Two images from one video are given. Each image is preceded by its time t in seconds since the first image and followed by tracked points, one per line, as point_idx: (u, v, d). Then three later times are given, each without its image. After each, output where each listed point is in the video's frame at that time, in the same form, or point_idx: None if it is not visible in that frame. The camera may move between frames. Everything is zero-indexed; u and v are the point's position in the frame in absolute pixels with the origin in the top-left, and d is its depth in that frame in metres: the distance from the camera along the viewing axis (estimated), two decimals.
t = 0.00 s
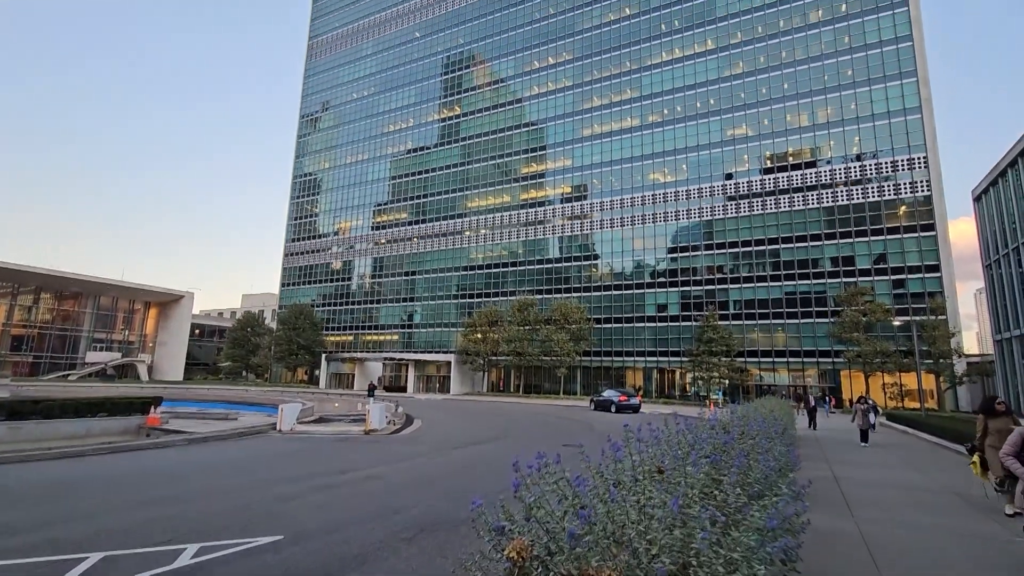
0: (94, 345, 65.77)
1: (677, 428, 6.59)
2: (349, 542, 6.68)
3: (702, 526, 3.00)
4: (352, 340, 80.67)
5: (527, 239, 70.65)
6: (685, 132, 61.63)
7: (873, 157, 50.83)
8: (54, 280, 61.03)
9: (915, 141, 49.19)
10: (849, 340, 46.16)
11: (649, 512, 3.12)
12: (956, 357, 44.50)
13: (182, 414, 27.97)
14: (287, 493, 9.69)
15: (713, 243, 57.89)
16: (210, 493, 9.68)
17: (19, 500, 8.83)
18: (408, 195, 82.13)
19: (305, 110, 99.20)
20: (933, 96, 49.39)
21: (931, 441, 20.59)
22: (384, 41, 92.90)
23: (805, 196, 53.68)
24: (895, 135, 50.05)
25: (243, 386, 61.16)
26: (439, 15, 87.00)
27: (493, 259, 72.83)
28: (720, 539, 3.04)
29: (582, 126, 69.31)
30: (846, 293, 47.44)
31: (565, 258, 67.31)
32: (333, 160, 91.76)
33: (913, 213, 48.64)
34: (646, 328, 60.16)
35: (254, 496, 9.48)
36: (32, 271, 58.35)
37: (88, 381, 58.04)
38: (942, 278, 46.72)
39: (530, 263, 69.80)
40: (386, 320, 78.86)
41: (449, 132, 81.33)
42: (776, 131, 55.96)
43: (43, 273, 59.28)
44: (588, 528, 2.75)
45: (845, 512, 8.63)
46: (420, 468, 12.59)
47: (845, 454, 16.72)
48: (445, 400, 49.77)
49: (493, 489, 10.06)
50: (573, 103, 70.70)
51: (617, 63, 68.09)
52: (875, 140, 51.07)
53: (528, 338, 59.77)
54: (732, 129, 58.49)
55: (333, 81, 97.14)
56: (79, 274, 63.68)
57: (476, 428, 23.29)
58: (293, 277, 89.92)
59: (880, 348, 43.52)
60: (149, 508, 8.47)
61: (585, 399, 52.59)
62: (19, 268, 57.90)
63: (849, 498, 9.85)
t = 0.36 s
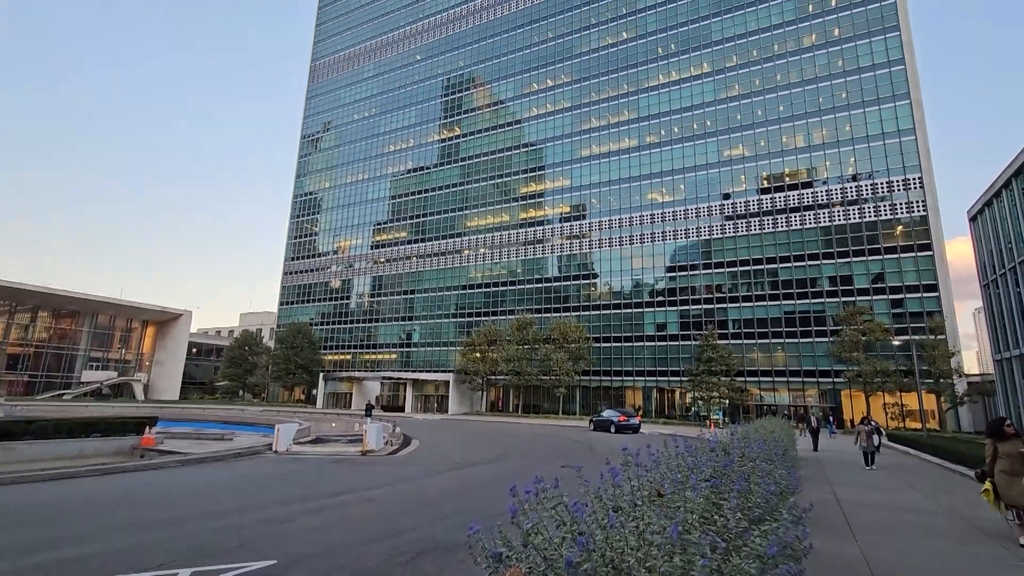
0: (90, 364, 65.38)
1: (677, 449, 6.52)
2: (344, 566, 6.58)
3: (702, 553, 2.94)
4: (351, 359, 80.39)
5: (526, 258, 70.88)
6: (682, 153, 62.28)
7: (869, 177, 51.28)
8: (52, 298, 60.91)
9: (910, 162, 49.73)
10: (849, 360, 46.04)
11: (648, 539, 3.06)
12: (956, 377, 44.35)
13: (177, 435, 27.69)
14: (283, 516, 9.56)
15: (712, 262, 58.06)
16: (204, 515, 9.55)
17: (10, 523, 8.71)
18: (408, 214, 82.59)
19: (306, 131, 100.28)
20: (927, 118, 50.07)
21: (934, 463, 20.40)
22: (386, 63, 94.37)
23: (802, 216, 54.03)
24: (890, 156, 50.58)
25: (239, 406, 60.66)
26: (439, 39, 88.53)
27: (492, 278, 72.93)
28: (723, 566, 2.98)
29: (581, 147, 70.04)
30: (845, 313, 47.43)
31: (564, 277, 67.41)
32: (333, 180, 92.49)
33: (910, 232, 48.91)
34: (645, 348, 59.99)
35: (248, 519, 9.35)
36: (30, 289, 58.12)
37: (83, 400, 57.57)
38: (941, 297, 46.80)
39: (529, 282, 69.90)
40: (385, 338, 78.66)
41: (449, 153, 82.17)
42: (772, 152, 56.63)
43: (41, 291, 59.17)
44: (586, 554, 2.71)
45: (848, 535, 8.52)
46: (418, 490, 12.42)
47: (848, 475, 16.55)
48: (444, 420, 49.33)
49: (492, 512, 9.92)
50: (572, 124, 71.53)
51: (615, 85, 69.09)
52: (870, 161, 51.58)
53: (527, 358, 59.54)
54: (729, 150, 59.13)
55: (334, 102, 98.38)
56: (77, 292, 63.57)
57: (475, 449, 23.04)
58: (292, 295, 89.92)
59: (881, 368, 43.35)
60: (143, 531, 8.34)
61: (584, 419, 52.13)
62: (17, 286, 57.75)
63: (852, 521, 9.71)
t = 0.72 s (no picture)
0: (85, 385, 64.80)
1: (675, 475, 6.39)
2: None
3: None
4: (348, 380, 79.88)
5: (524, 278, 70.97)
6: (680, 175, 62.87)
7: (865, 200, 51.69)
8: (49, 319, 60.63)
9: (905, 185, 50.19)
10: (849, 381, 45.78)
11: (646, 570, 2.97)
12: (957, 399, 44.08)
13: (171, 457, 27.28)
14: (277, 542, 9.36)
15: (711, 283, 58.10)
16: (197, 541, 9.35)
17: None
18: (407, 235, 82.90)
19: (307, 152, 101.27)
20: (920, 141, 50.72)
21: (939, 487, 20.03)
22: (387, 87, 95.79)
23: (799, 237, 54.30)
24: (885, 178, 51.09)
25: (235, 429, 60.00)
26: (440, 63, 90.03)
27: (491, 298, 72.94)
28: None
29: (579, 169, 70.69)
30: (844, 334, 47.32)
31: (562, 298, 67.36)
32: (333, 201, 93.13)
33: (907, 253, 49.07)
34: (644, 369, 59.70)
35: (242, 544, 9.15)
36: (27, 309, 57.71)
37: (77, 422, 56.90)
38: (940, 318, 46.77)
39: (528, 303, 69.86)
40: (383, 359, 78.31)
41: (449, 175, 82.92)
42: (768, 174, 57.16)
43: (39, 311, 58.89)
44: None
45: (852, 562, 8.35)
46: (415, 515, 12.20)
47: (851, 500, 16.28)
48: (441, 442, 48.78)
49: (489, 538, 9.71)
50: (570, 146, 72.38)
51: (612, 108, 70.08)
52: (866, 184, 52.02)
53: (526, 379, 59.17)
54: (726, 172, 59.65)
55: (336, 124, 99.60)
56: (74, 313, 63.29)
57: (473, 472, 22.68)
58: (290, 316, 89.80)
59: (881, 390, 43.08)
60: (133, 557, 8.15)
61: (583, 442, 51.60)
62: (14, 307, 57.44)
63: (856, 547, 9.51)
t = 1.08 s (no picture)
0: (79, 408, 64.08)
1: (675, 504, 6.27)
2: None
3: None
4: (346, 404, 79.23)
5: (523, 301, 70.93)
6: (678, 199, 63.39)
7: (862, 223, 52.04)
8: (45, 340, 60.07)
9: (901, 209, 50.61)
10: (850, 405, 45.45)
11: None
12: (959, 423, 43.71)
13: (164, 483, 26.81)
14: (271, 570, 9.13)
15: (710, 306, 58.05)
16: (188, 570, 9.10)
17: None
18: (407, 257, 83.11)
19: (308, 175, 102.23)
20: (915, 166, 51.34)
21: (945, 514, 19.70)
22: (388, 112, 97.19)
23: (797, 261, 54.49)
24: (881, 203, 51.55)
25: (230, 453, 59.17)
26: (441, 89, 91.49)
27: (489, 321, 72.78)
28: None
29: (578, 192, 71.30)
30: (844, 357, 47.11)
31: (561, 321, 67.21)
32: (333, 224, 93.71)
33: (904, 277, 49.19)
34: (644, 393, 59.26)
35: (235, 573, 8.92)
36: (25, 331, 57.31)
37: (70, 446, 56.12)
38: (939, 342, 46.66)
39: (527, 325, 69.68)
40: (381, 382, 77.71)
41: (449, 198, 83.60)
42: (765, 198, 57.66)
43: (36, 332, 58.31)
44: None
45: None
46: (411, 543, 11.94)
47: (857, 528, 15.96)
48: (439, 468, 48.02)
49: (487, 567, 9.49)
50: (569, 170, 73.16)
51: (610, 133, 71.05)
52: (862, 207, 52.44)
53: (525, 403, 58.61)
54: (723, 196, 60.19)
55: (337, 148, 100.75)
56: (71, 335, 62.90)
57: (471, 498, 22.30)
58: (288, 338, 89.51)
59: (884, 414, 42.72)
60: None
61: (583, 467, 50.90)
62: (12, 328, 57.01)
63: None
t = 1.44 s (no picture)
0: (72, 433, 63.30)
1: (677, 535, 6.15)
2: None
3: None
4: (342, 429, 78.37)
5: (522, 324, 70.77)
6: (676, 224, 63.80)
7: (859, 248, 52.28)
8: (40, 364, 59.47)
9: (897, 234, 50.93)
10: (853, 431, 44.97)
11: None
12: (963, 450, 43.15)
13: (156, 510, 26.33)
14: None
15: (709, 330, 57.89)
16: None
17: None
18: (406, 281, 83.18)
19: (309, 199, 103.05)
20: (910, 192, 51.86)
21: (951, 544, 19.33)
22: (389, 138, 98.51)
23: (796, 285, 54.58)
24: (877, 228, 51.90)
25: (223, 480, 58.20)
26: (441, 116, 92.93)
27: (488, 344, 72.50)
28: None
29: (577, 217, 71.83)
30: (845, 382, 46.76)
31: (560, 344, 66.95)
32: (333, 248, 94.14)
33: (903, 301, 49.19)
34: (644, 418, 58.68)
35: None
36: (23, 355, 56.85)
37: (61, 471, 55.24)
38: (940, 367, 46.40)
39: (526, 350, 69.38)
40: (378, 407, 77.01)
41: (449, 222, 84.16)
42: (763, 223, 58.03)
43: (32, 356, 57.72)
44: None
45: None
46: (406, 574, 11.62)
47: (863, 559, 15.57)
48: (436, 494, 47.14)
49: None
50: (568, 195, 73.83)
51: (608, 159, 71.93)
52: (859, 232, 52.77)
53: (523, 429, 57.94)
54: (721, 221, 60.65)
55: (338, 173, 101.84)
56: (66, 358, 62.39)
57: (469, 526, 21.88)
58: (286, 362, 89.06)
59: (886, 440, 42.22)
60: None
61: (583, 495, 50.04)
62: (8, 351, 56.60)
63: None
